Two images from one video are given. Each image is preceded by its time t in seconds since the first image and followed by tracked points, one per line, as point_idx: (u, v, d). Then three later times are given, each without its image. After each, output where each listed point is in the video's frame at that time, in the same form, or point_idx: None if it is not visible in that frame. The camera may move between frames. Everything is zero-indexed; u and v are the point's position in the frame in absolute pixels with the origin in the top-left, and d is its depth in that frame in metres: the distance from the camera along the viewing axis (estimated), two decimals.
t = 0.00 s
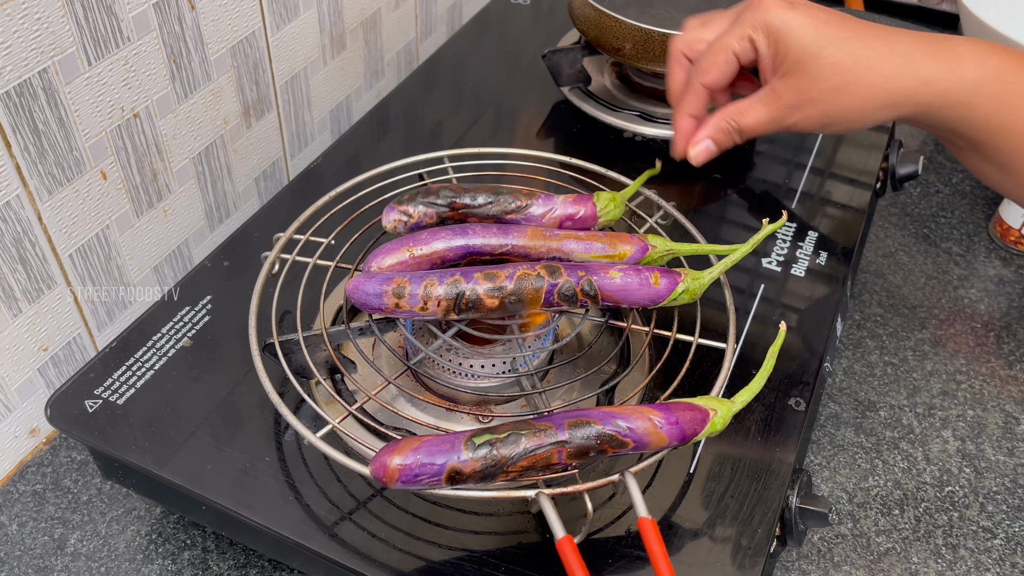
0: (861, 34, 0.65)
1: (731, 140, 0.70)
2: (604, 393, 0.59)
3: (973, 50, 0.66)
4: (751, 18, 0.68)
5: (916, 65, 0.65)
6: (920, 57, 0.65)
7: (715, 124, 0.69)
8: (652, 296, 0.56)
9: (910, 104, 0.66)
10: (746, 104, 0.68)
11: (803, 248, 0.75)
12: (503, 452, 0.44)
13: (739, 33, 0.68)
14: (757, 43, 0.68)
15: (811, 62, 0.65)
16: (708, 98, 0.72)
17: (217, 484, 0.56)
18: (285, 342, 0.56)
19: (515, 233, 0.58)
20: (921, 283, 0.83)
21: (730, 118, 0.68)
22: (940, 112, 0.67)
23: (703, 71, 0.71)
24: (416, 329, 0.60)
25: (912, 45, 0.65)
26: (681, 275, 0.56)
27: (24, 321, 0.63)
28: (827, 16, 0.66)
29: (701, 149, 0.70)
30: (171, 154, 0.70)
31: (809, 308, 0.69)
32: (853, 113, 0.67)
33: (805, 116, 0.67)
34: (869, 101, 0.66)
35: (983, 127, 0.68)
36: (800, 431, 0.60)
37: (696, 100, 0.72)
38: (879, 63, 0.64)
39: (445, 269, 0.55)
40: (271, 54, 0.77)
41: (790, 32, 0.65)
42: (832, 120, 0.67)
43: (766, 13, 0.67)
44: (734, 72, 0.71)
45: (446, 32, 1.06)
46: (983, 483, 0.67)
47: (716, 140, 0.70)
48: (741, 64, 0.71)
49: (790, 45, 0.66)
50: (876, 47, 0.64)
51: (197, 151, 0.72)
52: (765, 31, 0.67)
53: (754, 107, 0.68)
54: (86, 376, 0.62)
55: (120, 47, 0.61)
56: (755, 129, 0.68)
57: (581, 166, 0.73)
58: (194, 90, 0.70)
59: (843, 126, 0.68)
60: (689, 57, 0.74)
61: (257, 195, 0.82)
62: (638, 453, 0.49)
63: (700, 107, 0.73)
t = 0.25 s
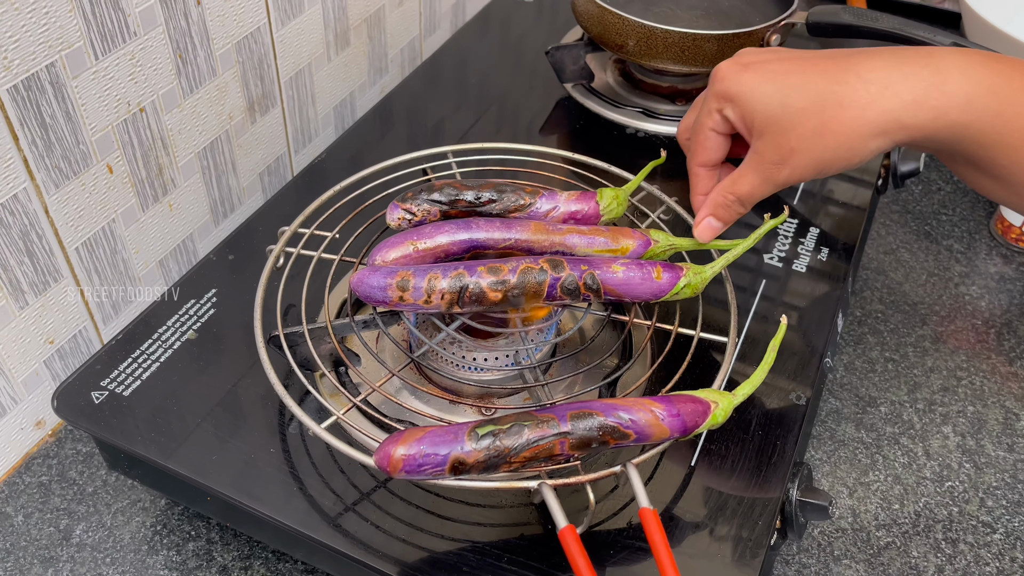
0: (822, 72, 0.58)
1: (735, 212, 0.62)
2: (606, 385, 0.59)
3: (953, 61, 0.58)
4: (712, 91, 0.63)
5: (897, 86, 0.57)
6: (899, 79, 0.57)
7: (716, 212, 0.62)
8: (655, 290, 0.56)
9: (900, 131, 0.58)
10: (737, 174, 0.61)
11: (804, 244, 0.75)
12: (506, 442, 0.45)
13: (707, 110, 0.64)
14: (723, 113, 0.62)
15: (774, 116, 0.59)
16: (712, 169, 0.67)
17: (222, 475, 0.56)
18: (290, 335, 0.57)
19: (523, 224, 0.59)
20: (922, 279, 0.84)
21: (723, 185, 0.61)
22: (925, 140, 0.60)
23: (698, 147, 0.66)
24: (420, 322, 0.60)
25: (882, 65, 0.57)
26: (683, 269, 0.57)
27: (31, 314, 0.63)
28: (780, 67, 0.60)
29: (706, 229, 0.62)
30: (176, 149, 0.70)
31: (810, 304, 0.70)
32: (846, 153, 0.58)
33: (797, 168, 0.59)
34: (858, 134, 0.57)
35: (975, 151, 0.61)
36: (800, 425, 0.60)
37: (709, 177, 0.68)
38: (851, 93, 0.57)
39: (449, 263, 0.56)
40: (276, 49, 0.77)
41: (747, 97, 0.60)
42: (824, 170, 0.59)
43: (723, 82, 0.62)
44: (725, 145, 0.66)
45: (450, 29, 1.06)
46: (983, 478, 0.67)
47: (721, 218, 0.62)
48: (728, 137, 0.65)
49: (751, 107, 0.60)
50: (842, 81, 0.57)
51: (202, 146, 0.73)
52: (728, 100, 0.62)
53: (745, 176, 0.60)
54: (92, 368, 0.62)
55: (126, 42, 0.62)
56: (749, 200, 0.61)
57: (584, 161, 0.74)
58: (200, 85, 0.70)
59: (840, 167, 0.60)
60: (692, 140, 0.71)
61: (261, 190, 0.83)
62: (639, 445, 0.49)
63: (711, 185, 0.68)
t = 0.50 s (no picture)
0: (788, 71, 0.58)
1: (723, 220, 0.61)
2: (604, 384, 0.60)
3: (919, 49, 0.57)
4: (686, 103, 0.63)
5: (862, 76, 0.57)
6: (863, 69, 0.57)
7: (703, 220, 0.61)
8: (654, 289, 0.57)
9: (868, 122, 0.57)
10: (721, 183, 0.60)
11: (804, 244, 0.75)
12: (505, 440, 0.45)
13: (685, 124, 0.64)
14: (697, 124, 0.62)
15: (745, 121, 0.58)
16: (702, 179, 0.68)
17: (224, 472, 0.57)
18: (292, 332, 0.57)
19: (523, 224, 0.59)
20: (923, 280, 0.84)
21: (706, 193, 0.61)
22: (894, 129, 0.59)
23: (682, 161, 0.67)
24: (421, 321, 0.61)
25: (846, 57, 0.57)
26: (683, 269, 0.57)
27: (35, 311, 0.64)
28: (748, 72, 0.60)
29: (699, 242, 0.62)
30: (180, 148, 0.71)
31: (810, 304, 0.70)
32: (821, 149, 0.57)
33: (776, 169, 0.58)
34: (826, 127, 0.57)
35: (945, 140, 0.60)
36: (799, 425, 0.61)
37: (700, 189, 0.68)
38: (814, 85, 0.57)
39: (449, 262, 0.56)
40: (278, 49, 0.77)
41: (717, 105, 0.60)
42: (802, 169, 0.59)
43: (693, 93, 0.62)
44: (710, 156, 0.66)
45: (452, 28, 1.07)
46: (982, 477, 0.67)
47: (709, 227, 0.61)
48: (708, 147, 0.65)
49: (723, 115, 0.60)
50: (806, 75, 0.57)
51: (206, 145, 0.73)
52: (700, 111, 0.62)
53: (727, 184, 0.60)
54: (96, 365, 0.63)
55: (130, 41, 0.62)
56: (733, 207, 0.59)
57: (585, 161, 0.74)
58: (203, 84, 0.70)
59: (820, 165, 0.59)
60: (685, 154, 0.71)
61: (264, 188, 0.83)
62: (638, 443, 0.50)
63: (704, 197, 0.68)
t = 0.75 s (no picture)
0: (813, 49, 0.58)
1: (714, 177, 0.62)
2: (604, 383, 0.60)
3: (949, 44, 0.57)
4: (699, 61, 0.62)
5: (887, 66, 0.56)
6: (889, 59, 0.57)
7: (695, 179, 0.61)
8: (653, 289, 0.57)
9: (886, 114, 0.58)
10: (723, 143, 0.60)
11: (804, 244, 0.76)
12: (505, 439, 0.46)
13: (689, 79, 0.63)
14: (705, 86, 0.62)
15: (760, 88, 0.58)
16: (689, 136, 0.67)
17: (226, 470, 0.57)
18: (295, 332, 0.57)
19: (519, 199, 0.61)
20: (923, 280, 0.84)
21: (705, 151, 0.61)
22: (911, 125, 0.59)
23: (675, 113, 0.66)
24: (421, 321, 0.61)
25: (874, 45, 0.57)
26: (682, 268, 0.57)
27: (39, 310, 0.64)
28: (771, 40, 0.60)
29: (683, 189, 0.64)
30: (183, 148, 0.71)
31: (810, 304, 0.70)
32: (832, 134, 0.58)
33: (780, 145, 0.59)
34: (843, 114, 0.57)
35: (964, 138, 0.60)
36: (797, 424, 0.61)
37: (687, 143, 0.68)
38: (839, 69, 0.57)
39: (449, 262, 0.57)
40: (281, 49, 0.78)
41: (732, 68, 0.59)
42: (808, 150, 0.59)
43: (711, 53, 0.61)
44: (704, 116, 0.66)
45: (455, 29, 1.07)
46: (981, 478, 0.67)
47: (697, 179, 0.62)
48: (707, 107, 0.65)
49: (737, 79, 0.59)
50: (831, 56, 0.57)
51: (209, 145, 0.74)
52: (712, 70, 0.61)
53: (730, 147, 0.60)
54: (100, 364, 0.63)
55: (134, 42, 0.63)
56: (730, 176, 0.59)
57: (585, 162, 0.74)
58: (206, 85, 0.71)
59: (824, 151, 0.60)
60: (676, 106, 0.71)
61: (267, 188, 0.83)
62: (636, 443, 0.50)
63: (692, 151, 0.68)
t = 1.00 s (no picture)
0: (853, 60, 0.64)
1: (729, 157, 0.67)
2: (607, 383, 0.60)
3: (980, 66, 0.65)
4: (735, 58, 0.67)
5: (921, 82, 0.64)
6: (921, 75, 0.64)
7: (714, 152, 0.67)
8: (657, 288, 0.57)
9: (919, 126, 0.65)
10: (744, 126, 0.66)
11: (808, 243, 0.75)
12: (507, 438, 0.46)
13: (720, 73, 0.68)
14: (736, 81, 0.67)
15: (800, 90, 0.63)
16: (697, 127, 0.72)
17: (229, 468, 0.57)
18: (298, 331, 0.57)
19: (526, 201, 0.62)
20: (928, 279, 0.84)
21: (730, 135, 0.67)
22: (940, 134, 0.66)
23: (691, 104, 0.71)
24: (425, 319, 0.61)
25: (913, 63, 0.64)
26: (686, 267, 0.57)
27: (44, 308, 0.64)
28: (812, 47, 0.65)
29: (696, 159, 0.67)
30: (187, 146, 0.71)
31: (814, 302, 0.70)
32: (861, 139, 0.65)
33: (803, 142, 0.65)
34: (878, 124, 0.64)
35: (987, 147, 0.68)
36: (802, 424, 0.61)
37: (695, 134, 0.73)
38: (881, 83, 0.63)
39: (452, 260, 0.57)
40: (285, 48, 0.78)
41: (766, 69, 0.65)
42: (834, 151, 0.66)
43: (749, 53, 0.66)
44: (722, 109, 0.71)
45: (459, 27, 1.07)
46: (986, 477, 0.67)
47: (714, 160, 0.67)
48: (722, 104, 0.70)
49: (773, 80, 0.65)
50: (873, 69, 0.64)
51: (213, 143, 0.74)
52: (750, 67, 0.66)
53: (754, 133, 0.66)
54: (104, 362, 0.63)
55: (138, 41, 0.63)
56: (751, 147, 0.66)
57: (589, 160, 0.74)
58: (210, 83, 0.71)
59: (845, 155, 0.67)
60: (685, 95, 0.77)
61: (270, 186, 0.83)
62: (640, 442, 0.50)
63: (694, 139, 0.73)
